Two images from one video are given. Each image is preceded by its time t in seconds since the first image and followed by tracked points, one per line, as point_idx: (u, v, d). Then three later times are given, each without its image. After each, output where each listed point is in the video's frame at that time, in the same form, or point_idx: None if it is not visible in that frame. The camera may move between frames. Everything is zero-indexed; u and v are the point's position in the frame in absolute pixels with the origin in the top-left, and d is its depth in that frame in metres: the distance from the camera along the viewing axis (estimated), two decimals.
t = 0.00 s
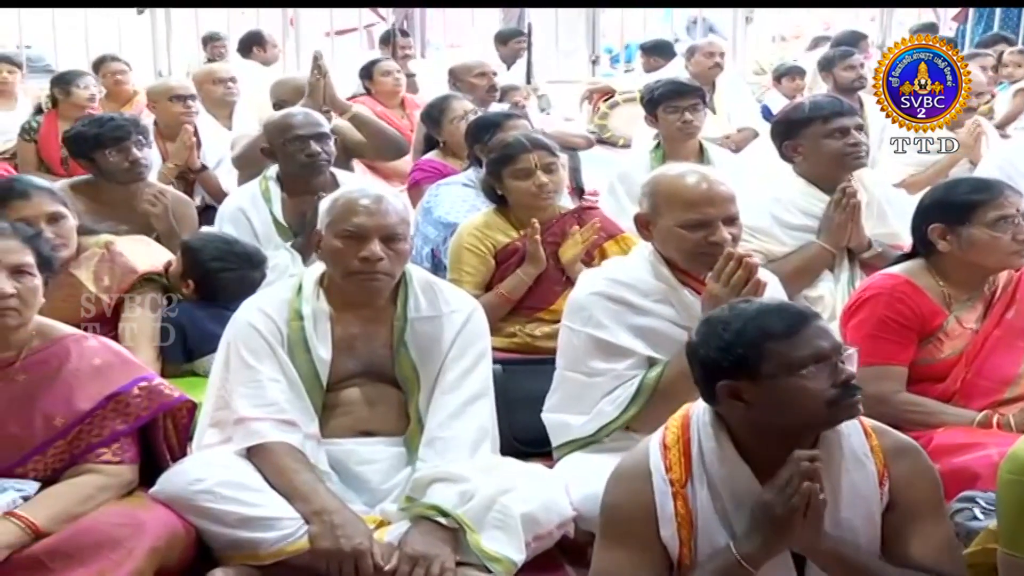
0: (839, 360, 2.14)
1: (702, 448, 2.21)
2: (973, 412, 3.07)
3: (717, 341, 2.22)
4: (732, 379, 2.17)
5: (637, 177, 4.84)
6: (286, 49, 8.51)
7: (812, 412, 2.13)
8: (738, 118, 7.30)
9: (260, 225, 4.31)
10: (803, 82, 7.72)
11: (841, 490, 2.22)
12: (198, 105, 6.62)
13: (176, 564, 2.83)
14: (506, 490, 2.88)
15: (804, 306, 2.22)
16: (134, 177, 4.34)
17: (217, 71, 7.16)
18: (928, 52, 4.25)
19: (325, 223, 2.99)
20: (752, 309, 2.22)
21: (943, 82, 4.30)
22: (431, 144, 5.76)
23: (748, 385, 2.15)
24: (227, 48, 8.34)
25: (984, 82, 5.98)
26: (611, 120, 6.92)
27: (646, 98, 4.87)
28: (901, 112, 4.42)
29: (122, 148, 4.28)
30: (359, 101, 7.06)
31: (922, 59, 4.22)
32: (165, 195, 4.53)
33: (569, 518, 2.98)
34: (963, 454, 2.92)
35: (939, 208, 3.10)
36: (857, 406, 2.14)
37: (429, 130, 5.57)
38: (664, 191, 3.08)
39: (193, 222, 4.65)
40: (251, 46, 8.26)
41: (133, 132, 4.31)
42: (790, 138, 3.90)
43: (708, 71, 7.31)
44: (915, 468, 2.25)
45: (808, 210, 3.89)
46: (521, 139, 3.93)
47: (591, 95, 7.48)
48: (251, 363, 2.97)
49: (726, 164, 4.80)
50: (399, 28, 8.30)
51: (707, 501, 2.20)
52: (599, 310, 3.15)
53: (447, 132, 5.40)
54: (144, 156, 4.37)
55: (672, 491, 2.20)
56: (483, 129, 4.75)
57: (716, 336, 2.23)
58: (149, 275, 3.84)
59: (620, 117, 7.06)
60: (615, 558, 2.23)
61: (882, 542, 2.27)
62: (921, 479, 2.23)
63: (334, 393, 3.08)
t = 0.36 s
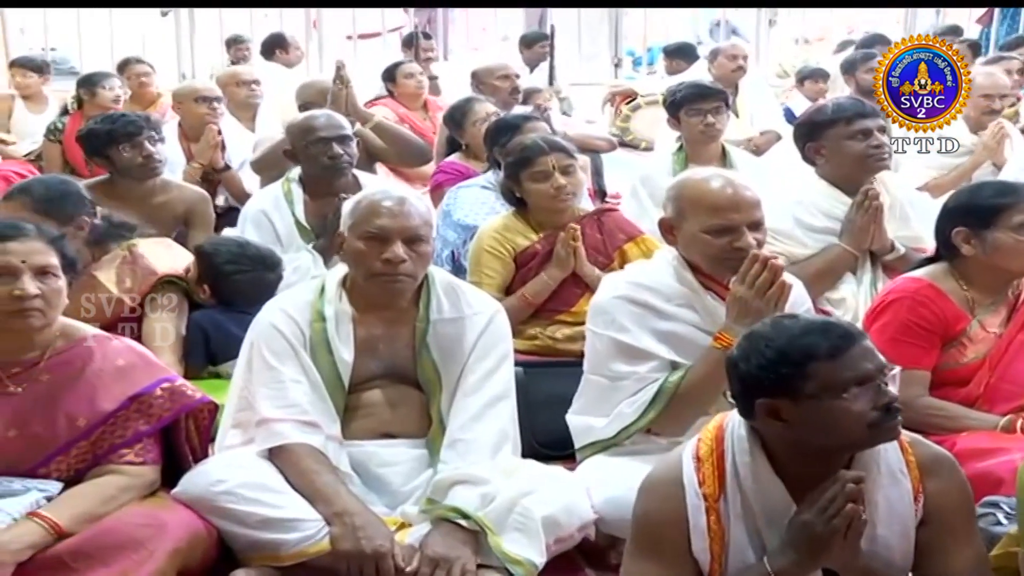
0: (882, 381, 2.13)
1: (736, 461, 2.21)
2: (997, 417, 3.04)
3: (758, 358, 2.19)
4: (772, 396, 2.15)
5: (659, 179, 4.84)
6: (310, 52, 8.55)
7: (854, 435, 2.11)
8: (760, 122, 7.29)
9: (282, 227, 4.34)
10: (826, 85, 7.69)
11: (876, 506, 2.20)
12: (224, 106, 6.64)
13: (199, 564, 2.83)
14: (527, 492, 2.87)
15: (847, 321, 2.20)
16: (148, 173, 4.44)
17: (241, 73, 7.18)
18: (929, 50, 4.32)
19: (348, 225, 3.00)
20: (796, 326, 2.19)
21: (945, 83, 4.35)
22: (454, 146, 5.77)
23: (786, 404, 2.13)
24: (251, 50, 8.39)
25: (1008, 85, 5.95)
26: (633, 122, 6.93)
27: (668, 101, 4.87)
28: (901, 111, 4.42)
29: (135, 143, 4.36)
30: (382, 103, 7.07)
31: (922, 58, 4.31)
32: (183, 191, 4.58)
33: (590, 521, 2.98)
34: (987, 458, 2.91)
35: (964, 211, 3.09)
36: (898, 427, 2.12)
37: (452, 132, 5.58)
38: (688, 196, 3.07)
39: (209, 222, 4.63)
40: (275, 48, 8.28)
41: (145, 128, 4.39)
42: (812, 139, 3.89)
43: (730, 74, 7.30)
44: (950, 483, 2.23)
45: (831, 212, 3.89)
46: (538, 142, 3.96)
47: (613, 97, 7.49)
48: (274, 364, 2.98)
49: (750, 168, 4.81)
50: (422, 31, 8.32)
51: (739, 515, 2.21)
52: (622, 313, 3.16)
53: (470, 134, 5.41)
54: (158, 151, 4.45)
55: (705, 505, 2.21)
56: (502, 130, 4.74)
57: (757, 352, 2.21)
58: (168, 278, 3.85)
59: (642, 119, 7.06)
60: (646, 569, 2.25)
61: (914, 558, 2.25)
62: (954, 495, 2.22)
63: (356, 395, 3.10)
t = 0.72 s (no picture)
0: (905, 392, 2.13)
1: (755, 466, 2.21)
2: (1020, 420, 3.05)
3: (779, 366, 2.18)
4: (791, 404, 2.14)
5: (681, 180, 4.83)
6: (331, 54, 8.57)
7: (873, 445, 2.11)
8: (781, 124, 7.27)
9: (303, 228, 4.37)
10: (847, 87, 7.67)
11: (897, 512, 2.18)
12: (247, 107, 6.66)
13: (219, 564, 2.84)
14: (547, 494, 2.87)
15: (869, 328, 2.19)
16: (161, 173, 4.45)
17: (263, 75, 7.18)
18: (932, 45, 3.51)
19: (369, 227, 3.01)
20: (819, 334, 2.18)
21: (948, 82, 3.53)
22: (474, 147, 5.77)
23: (806, 412, 2.13)
24: (272, 52, 8.41)
25: None
26: (654, 124, 6.91)
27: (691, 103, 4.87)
28: (899, 112, 3.59)
29: (147, 143, 4.38)
30: (403, 105, 7.08)
31: (925, 56, 3.52)
32: (198, 191, 4.59)
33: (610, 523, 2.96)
34: (1010, 462, 2.90)
35: (988, 214, 3.07)
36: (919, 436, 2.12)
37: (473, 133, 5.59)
38: (710, 198, 3.07)
39: (226, 222, 4.64)
40: (296, 50, 8.32)
41: (156, 128, 4.41)
42: (835, 143, 3.89)
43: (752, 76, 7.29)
44: (974, 489, 2.21)
45: (853, 215, 3.88)
46: (554, 143, 3.94)
47: (635, 99, 7.48)
48: (295, 366, 2.99)
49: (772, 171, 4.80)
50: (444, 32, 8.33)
51: (759, 520, 2.21)
52: (643, 316, 3.16)
53: (490, 136, 5.41)
54: (170, 150, 4.47)
55: (725, 511, 2.20)
56: (517, 132, 4.74)
57: (777, 360, 2.20)
58: (183, 277, 3.84)
59: (663, 120, 7.05)
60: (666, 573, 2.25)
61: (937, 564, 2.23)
62: (976, 501, 2.20)
63: (377, 397, 3.10)
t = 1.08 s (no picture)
0: (923, 394, 2.12)
1: (773, 465, 2.20)
2: None
3: (799, 364, 2.18)
4: (809, 401, 2.14)
5: (706, 181, 4.82)
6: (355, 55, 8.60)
7: (888, 444, 2.10)
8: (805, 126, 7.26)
9: (326, 227, 4.36)
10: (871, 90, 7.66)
11: (916, 513, 2.17)
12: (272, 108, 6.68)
13: (243, 564, 2.84)
14: (570, 496, 2.86)
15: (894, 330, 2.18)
16: (184, 173, 4.46)
17: (288, 76, 7.18)
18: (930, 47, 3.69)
19: (393, 228, 3.01)
20: (841, 335, 2.17)
21: (948, 82, 3.68)
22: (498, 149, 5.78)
23: (824, 411, 2.13)
24: (297, 53, 8.44)
25: None
26: (678, 126, 6.90)
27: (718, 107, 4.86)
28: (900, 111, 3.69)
29: (170, 144, 4.39)
30: (427, 106, 7.10)
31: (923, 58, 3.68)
32: (220, 191, 4.60)
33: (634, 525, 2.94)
34: None
35: (1015, 217, 3.06)
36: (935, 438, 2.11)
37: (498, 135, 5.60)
38: (730, 198, 3.08)
39: (248, 223, 4.67)
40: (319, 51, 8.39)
41: (180, 128, 4.42)
42: (862, 147, 3.87)
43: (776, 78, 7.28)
44: (994, 492, 2.20)
45: (878, 218, 3.87)
46: (582, 145, 3.96)
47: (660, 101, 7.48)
48: (319, 367, 2.99)
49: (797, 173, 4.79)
50: (469, 34, 8.34)
51: (778, 519, 2.20)
52: (666, 319, 3.15)
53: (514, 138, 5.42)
54: (193, 151, 4.48)
55: (742, 509, 2.20)
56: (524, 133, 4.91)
57: (798, 358, 2.19)
58: (208, 278, 3.84)
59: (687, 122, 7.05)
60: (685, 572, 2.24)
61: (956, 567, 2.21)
62: (997, 504, 2.18)
63: (401, 398, 3.11)
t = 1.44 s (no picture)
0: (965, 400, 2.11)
1: (798, 462, 2.19)
2: None
3: (851, 359, 2.14)
4: (852, 395, 2.12)
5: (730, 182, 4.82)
6: (379, 56, 8.62)
7: (924, 446, 2.10)
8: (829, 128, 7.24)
9: (351, 229, 4.38)
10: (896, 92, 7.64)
11: (939, 512, 2.16)
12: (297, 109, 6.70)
13: (266, 564, 2.85)
14: (593, 497, 2.84)
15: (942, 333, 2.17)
16: (210, 174, 4.48)
17: (313, 77, 7.21)
18: (932, 47, 3.55)
19: (418, 229, 3.02)
20: (869, 338, 2.17)
21: (948, 82, 3.58)
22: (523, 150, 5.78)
23: (868, 406, 2.11)
24: (322, 54, 8.47)
25: None
26: (702, 127, 6.90)
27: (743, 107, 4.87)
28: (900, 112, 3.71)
29: (197, 145, 4.42)
30: (451, 107, 7.11)
31: (925, 57, 3.55)
32: (244, 191, 4.62)
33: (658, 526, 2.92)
34: None
35: None
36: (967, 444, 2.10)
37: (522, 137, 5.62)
38: (750, 198, 3.09)
39: (272, 222, 4.69)
40: (343, 53, 8.39)
41: (207, 129, 4.44)
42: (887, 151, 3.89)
43: (801, 80, 7.27)
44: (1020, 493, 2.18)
45: (905, 222, 3.86)
46: (620, 146, 3.95)
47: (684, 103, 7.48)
48: (342, 366, 2.99)
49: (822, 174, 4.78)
50: (493, 35, 8.35)
51: (802, 517, 2.19)
52: (689, 320, 3.13)
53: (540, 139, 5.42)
54: (219, 152, 4.50)
55: (766, 505, 2.19)
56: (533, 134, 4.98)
57: (850, 352, 2.15)
58: (233, 279, 3.85)
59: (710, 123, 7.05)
60: (707, 569, 2.23)
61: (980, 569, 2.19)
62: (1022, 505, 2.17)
63: (424, 399, 3.11)
